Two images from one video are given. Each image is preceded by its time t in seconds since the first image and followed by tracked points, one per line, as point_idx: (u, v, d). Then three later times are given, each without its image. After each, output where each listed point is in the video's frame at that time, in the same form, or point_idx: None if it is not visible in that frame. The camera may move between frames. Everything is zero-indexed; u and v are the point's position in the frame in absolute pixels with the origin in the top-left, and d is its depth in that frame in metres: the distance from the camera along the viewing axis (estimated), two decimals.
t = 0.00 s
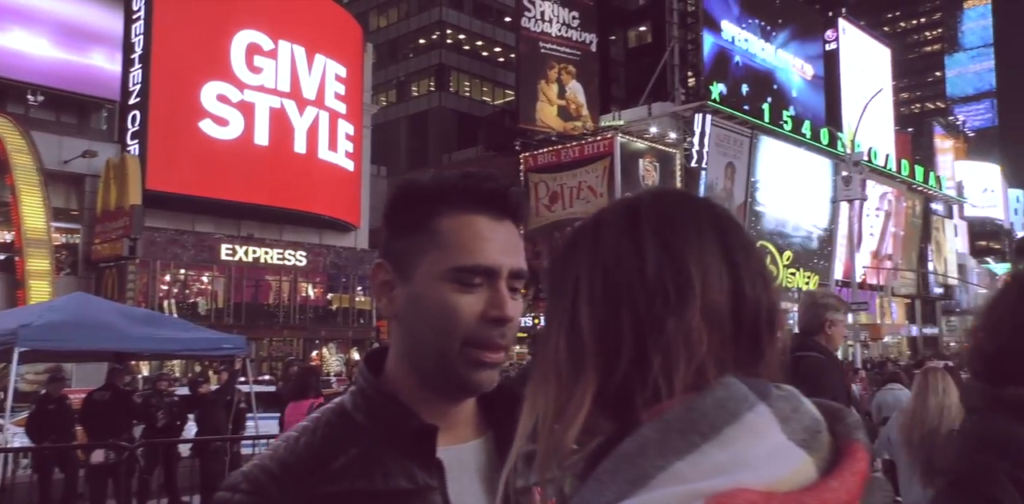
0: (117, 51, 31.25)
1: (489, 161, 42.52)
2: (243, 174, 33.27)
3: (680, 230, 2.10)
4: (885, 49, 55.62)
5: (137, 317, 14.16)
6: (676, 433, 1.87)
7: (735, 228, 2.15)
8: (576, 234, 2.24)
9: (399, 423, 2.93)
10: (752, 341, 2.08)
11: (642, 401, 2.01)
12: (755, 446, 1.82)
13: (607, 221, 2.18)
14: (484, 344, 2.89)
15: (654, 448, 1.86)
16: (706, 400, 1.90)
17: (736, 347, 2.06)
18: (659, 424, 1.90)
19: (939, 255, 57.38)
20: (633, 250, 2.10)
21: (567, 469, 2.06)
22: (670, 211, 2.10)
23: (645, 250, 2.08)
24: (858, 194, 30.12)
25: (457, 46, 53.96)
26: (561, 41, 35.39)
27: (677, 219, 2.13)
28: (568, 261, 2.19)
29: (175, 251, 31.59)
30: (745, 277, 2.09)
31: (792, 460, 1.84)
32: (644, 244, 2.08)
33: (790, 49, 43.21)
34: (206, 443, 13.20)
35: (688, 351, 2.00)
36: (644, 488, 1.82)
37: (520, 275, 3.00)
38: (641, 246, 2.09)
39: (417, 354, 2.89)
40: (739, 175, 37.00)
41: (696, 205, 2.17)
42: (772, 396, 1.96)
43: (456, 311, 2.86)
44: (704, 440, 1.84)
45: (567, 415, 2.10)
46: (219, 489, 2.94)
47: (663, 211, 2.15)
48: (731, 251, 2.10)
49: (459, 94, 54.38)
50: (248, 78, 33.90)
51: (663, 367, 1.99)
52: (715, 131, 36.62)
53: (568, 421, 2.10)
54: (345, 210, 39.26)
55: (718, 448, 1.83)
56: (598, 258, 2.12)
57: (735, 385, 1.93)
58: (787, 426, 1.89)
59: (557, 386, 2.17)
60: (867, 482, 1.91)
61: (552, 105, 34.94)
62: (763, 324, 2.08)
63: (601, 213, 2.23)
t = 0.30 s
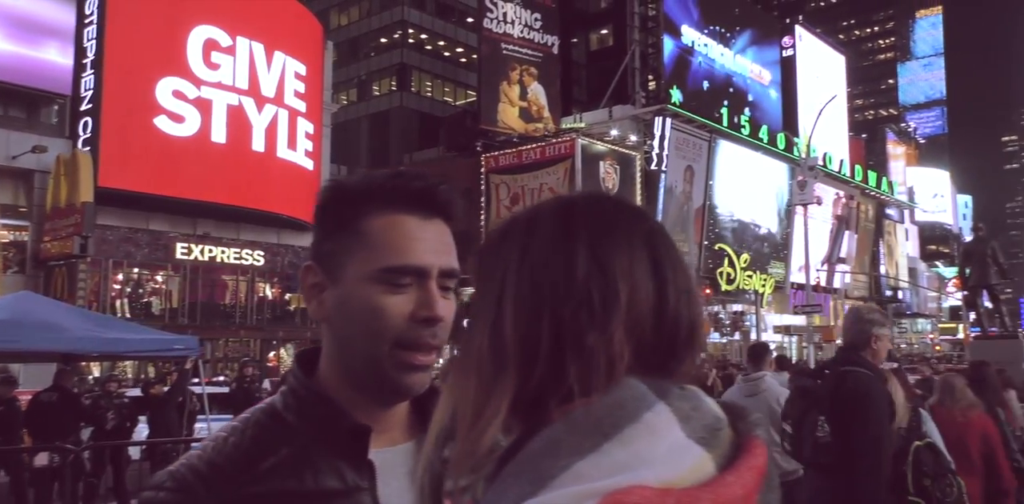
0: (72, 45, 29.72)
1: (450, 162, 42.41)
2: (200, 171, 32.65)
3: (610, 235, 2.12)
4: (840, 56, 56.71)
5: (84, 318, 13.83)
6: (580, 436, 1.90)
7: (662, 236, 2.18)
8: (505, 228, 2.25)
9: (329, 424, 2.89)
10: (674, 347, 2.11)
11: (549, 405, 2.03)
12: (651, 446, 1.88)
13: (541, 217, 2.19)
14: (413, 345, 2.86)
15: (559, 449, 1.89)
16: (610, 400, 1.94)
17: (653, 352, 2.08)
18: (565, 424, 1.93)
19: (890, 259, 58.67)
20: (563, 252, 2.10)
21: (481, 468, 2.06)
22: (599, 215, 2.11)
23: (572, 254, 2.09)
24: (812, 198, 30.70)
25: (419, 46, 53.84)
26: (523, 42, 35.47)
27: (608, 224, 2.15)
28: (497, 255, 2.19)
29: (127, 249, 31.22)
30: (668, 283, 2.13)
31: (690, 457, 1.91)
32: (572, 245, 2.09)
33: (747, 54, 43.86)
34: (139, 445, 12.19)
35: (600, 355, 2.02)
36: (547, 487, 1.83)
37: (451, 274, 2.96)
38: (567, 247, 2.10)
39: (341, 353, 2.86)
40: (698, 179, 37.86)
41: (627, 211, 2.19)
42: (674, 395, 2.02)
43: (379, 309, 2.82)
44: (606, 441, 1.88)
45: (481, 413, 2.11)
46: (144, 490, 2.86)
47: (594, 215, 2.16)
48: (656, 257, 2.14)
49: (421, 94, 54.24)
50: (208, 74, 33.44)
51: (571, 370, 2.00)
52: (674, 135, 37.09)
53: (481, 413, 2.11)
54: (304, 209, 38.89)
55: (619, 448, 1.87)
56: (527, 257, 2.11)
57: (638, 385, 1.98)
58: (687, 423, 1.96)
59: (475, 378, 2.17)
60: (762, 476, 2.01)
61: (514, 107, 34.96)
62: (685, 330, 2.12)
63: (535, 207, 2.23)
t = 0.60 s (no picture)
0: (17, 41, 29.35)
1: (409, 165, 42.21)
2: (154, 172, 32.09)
3: (517, 248, 2.23)
4: (794, 63, 57.72)
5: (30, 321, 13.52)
6: (473, 443, 2.03)
7: (568, 248, 2.28)
8: (417, 236, 2.35)
9: (249, 432, 2.84)
10: (577, 356, 2.22)
11: (446, 412, 2.14)
12: (543, 448, 2.02)
13: (452, 225, 2.29)
14: (332, 352, 2.94)
15: (453, 457, 2.01)
16: (501, 407, 2.06)
17: (551, 359, 2.19)
18: (457, 433, 2.05)
19: (843, 262, 59.79)
20: (469, 263, 2.20)
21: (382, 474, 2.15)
22: (507, 229, 2.21)
23: (477, 267, 2.19)
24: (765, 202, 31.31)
25: (379, 48, 53.56)
26: (483, 45, 35.41)
27: (515, 238, 2.25)
28: (407, 263, 2.28)
29: (77, 251, 30.81)
30: (572, 294, 2.24)
31: (580, 459, 2.05)
32: (478, 257, 2.19)
33: (704, 60, 44.44)
34: (80, 453, 11.69)
35: (498, 365, 2.12)
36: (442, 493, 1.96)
37: (372, 280, 3.06)
38: (473, 260, 2.20)
39: (260, 362, 2.92)
40: (656, 183, 38.26)
41: (535, 223, 2.29)
42: (568, 398, 2.15)
43: (297, 318, 2.90)
44: (498, 447, 2.02)
45: (380, 416, 2.21)
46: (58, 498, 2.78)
47: (504, 228, 2.26)
48: (561, 267, 2.25)
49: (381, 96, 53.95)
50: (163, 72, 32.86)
51: (468, 378, 2.11)
52: (632, 139, 37.34)
53: (381, 416, 2.22)
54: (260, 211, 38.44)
55: (514, 454, 2.01)
56: (434, 268, 2.21)
57: (531, 391, 2.10)
58: (580, 426, 2.11)
59: (378, 381, 2.27)
60: (653, 473, 2.18)
61: (474, 110, 34.97)
62: (588, 338, 2.23)
63: (445, 216, 2.32)
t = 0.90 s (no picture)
0: None
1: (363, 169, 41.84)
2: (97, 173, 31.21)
3: (432, 265, 2.25)
4: (745, 72, 58.73)
5: None
6: (389, 452, 2.00)
7: (485, 263, 2.31)
8: (339, 247, 2.36)
9: (165, 444, 2.72)
10: (495, 368, 2.23)
11: (362, 426, 2.13)
12: (461, 455, 2.00)
13: (369, 239, 2.31)
14: (246, 360, 2.89)
15: (368, 467, 1.98)
16: (418, 417, 2.06)
17: (466, 372, 2.20)
18: (373, 446, 2.03)
19: (793, 267, 60.86)
20: (386, 280, 2.22)
21: (295, 485, 2.13)
22: (423, 243, 2.23)
23: (393, 281, 2.22)
24: (717, 208, 31.82)
25: (332, 51, 53.10)
26: (438, 50, 35.29)
27: (431, 254, 2.26)
28: (325, 278, 2.30)
29: (18, 256, 30.15)
30: (489, 309, 2.27)
31: (497, 466, 2.03)
32: (396, 273, 2.21)
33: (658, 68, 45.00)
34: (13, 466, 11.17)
35: (415, 381, 2.12)
36: (357, 502, 1.92)
37: (287, 288, 3.05)
38: (389, 278, 2.22)
39: (179, 377, 2.86)
40: (610, 189, 38.62)
41: (452, 236, 2.31)
42: (485, 406, 2.16)
43: (214, 329, 2.86)
44: (415, 454, 1.99)
45: (302, 434, 2.21)
46: None
47: (423, 244, 2.28)
48: (479, 282, 2.28)
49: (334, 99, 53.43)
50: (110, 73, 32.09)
51: (383, 393, 2.11)
52: (586, 145, 37.59)
53: (302, 433, 2.22)
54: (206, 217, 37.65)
55: (427, 460, 1.98)
56: (350, 280, 2.23)
57: (447, 399, 2.10)
58: (496, 433, 2.09)
59: (299, 401, 2.27)
60: (567, 479, 2.17)
61: (429, 115, 34.78)
62: (504, 352, 2.25)
63: (362, 231, 2.34)
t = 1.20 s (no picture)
0: None
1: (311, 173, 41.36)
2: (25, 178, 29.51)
3: (354, 280, 2.16)
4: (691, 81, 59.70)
5: None
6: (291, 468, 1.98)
7: (405, 279, 2.23)
8: (252, 257, 2.25)
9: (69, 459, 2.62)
10: (411, 383, 2.17)
11: (269, 442, 2.08)
12: (357, 473, 1.96)
13: (289, 253, 2.19)
14: (155, 372, 2.81)
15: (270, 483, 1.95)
16: (320, 432, 2.02)
17: (379, 384, 2.14)
18: (277, 459, 2.01)
19: (737, 274, 62.02)
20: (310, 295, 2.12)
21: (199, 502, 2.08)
22: (348, 261, 2.13)
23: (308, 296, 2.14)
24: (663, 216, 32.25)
25: (280, 54, 52.42)
26: (388, 55, 35.06)
27: (355, 270, 2.17)
28: (238, 292, 2.19)
29: None
30: (408, 324, 2.19)
31: (394, 478, 1.99)
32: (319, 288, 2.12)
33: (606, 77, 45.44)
34: None
35: (330, 395, 2.07)
36: None
37: (201, 299, 2.95)
38: (305, 290, 2.13)
39: (86, 387, 2.77)
40: (559, 196, 38.82)
41: (372, 250, 2.23)
42: (387, 420, 2.10)
43: (123, 342, 2.77)
44: (315, 469, 1.97)
45: (213, 450, 2.15)
46: None
47: (341, 256, 2.19)
48: (398, 300, 2.19)
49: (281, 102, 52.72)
50: (44, 74, 30.65)
51: (291, 409, 2.07)
52: (535, 152, 37.72)
53: (212, 442, 2.17)
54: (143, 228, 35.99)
55: (326, 475, 1.95)
56: (262, 294, 2.15)
57: (351, 415, 2.05)
58: (396, 447, 2.05)
59: (210, 419, 2.19)
60: (467, 489, 2.14)
61: (377, 119, 34.71)
62: (418, 369, 2.19)
63: (282, 243, 2.23)
